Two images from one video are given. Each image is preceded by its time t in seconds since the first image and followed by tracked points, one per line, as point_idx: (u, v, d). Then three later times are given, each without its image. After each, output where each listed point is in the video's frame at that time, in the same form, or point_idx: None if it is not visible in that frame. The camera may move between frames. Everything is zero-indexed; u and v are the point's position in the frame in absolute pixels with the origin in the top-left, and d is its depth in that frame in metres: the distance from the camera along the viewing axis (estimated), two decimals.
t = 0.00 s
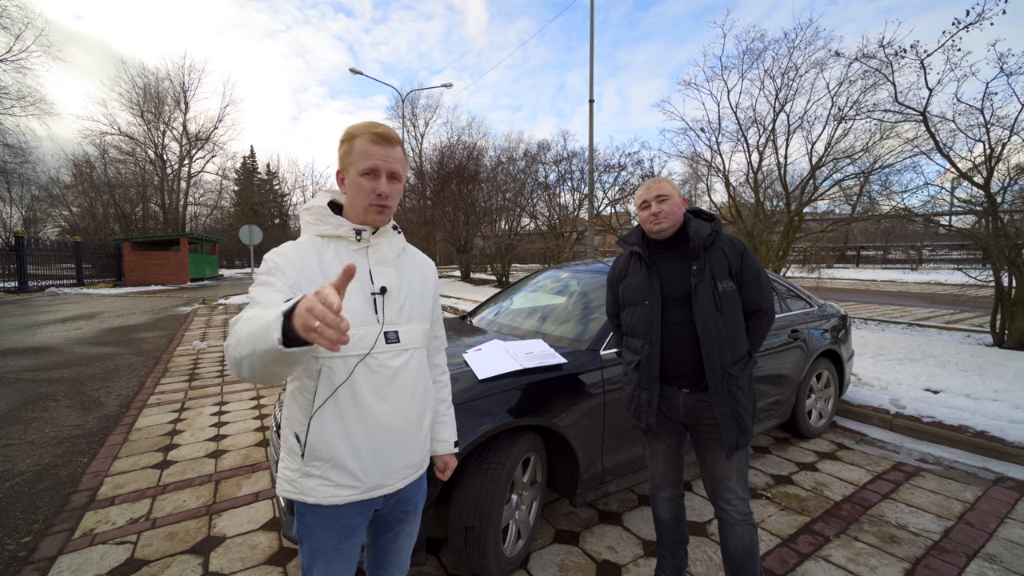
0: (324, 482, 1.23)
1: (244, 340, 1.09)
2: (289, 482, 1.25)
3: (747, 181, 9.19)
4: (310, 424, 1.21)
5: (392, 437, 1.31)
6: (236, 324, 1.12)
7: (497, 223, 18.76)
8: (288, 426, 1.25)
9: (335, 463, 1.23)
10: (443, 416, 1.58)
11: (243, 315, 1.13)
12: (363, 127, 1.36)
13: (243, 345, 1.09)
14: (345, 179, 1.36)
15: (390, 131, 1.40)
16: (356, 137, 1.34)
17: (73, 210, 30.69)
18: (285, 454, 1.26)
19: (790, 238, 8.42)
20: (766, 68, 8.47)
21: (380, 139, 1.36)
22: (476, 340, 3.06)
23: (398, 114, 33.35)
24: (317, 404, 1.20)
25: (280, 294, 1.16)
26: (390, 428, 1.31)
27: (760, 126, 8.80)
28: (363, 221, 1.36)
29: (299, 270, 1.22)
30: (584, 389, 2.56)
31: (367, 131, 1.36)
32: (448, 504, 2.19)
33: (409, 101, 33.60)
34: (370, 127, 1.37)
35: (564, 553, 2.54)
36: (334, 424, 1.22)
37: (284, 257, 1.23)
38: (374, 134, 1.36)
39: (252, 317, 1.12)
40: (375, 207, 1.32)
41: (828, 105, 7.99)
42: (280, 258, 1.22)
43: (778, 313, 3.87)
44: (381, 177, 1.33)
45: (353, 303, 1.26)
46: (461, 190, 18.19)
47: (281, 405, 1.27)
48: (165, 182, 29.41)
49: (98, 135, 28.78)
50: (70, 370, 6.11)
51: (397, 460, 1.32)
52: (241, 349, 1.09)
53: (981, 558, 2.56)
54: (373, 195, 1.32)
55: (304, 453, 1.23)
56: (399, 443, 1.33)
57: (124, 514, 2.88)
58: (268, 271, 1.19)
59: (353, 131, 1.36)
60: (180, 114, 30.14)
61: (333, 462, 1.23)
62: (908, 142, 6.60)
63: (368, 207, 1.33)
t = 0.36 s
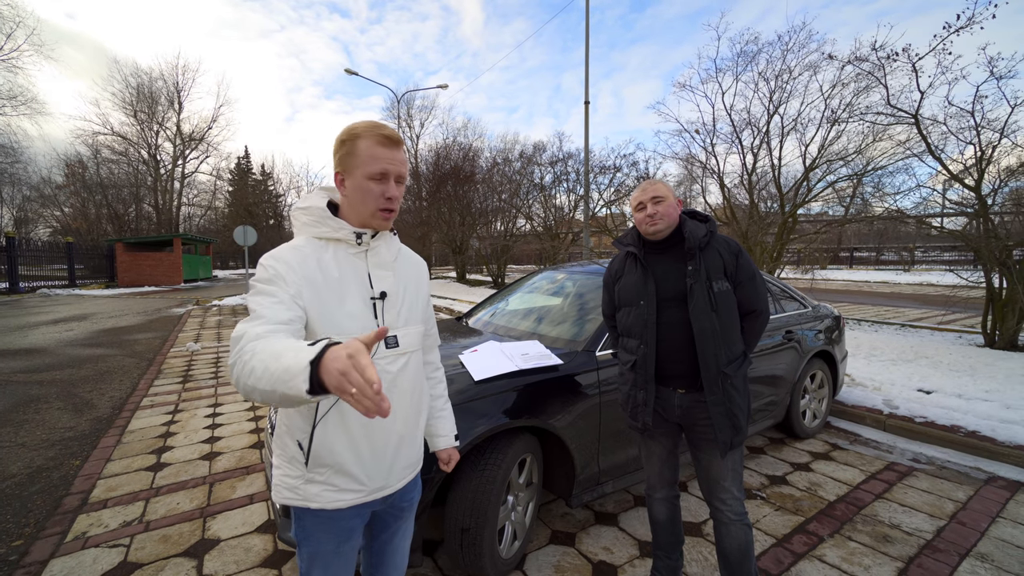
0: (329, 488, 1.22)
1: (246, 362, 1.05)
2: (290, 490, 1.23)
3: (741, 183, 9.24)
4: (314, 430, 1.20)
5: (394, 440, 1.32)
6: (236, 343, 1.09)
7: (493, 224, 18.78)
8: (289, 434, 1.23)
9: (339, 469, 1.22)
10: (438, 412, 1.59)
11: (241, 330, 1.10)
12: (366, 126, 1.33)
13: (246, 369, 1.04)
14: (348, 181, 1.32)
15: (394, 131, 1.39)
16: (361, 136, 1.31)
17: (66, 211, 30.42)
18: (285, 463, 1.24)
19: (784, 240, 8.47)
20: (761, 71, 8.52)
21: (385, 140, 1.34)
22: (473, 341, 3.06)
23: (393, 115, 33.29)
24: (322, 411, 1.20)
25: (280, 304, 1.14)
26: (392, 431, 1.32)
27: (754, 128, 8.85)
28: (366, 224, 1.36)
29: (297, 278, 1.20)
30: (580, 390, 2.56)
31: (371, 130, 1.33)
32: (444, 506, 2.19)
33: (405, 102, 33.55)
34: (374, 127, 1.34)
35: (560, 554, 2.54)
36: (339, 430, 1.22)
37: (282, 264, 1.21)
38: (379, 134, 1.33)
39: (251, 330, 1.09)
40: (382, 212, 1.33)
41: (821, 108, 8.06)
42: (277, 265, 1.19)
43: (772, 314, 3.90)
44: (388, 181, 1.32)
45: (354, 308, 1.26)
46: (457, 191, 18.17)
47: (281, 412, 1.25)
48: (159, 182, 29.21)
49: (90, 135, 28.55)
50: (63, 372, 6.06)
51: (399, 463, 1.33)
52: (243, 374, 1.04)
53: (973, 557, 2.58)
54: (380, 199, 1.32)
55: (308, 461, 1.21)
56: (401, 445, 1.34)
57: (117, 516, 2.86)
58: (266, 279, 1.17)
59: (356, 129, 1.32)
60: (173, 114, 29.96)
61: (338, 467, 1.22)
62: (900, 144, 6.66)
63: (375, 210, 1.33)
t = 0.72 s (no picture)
0: (383, 479, 1.27)
1: (363, 359, 1.04)
2: (337, 493, 1.21)
3: (738, 184, 9.27)
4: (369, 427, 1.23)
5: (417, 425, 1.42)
6: (335, 355, 1.04)
7: (489, 225, 18.77)
8: (332, 441, 1.19)
9: (389, 458, 1.28)
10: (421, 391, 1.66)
11: (323, 342, 1.05)
12: (364, 122, 1.30)
13: (367, 367, 1.04)
14: (350, 180, 1.28)
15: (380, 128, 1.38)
16: (361, 134, 1.28)
17: (61, 212, 30.26)
18: (328, 472, 1.20)
19: (780, 241, 8.50)
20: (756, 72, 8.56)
21: (380, 138, 1.33)
22: (470, 341, 3.06)
23: (390, 116, 33.25)
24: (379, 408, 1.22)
25: (338, 309, 1.12)
26: (415, 416, 1.41)
27: (750, 130, 8.88)
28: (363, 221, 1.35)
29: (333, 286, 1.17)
30: (577, 391, 2.56)
31: (367, 127, 1.31)
32: (441, 507, 2.19)
33: (401, 103, 33.51)
34: (367, 123, 1.32)
35: (558, 556, 2.54)
36: (385, 422, 1.28)
37: (312, 273, 1.14)
38: (377, 132, 1.32)
39: (333, 336, 1.06)
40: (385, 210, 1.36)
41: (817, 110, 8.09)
42: (310, 275, 1.13)
43: (769, 315, 3.91)
44: (390, 180, 1.34)
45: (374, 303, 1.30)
46: (454, 192, 18.15)
47: (310, 423, 1.19)
48: (154, 183, 29.09)
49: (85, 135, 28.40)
50: (57, 373, 6.02)
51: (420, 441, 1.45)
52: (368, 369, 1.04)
53: (968, 557, 2.59)
54: (385, 197, 1.34)
55: (364, 460, 1.23)
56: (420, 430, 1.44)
57: (112, 519, 2.83)
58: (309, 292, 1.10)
59: (352, 125, 1.27)
60: (169, 115, 29.84)
61: (390, 457, 1.29)
62: (894, 146, 6.70)
63: (379, 209, 1.34)
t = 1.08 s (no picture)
0: (394, 474, 1.31)
1: (400, 378, 1.14)
2: (354, 494, 1.21)
3: (736, 184, 9.29)
4: (386, 427, 1.27)
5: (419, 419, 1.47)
6: (374, 374, 1.11)
7: (488, 224, 18.76)
8: (350, 445, 1.20)
9: (400, 454, 1.33)
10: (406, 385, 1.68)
11: (358, 363, 1.10)
12: (355, 128, 1.30)
13: (404, 385, 1.15)
14: (343, 186, 1.28)
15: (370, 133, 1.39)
16: (353, 139, 1.28)
17: (57, 211, 30.13)
18: (344, 475, 1.20)
19: (778, 240, 8.52)
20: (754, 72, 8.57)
21: (371, 143, 1.34)
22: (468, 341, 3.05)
23: (388, 116, 33.21)
24: (396, 410, 1.26)
25: (361, 327, 1.16)
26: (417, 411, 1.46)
27: (748, 129, 8.90)
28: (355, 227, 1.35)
29: (351, 301, 1.19)
30: (576, 390, 2.56)
31: (358, 131, 1.31)
32: (440, 507, 2.18)
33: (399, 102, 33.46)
34: (357, 128, 1.32)
35: (556, 555, 2.54)
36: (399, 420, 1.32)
37: (328, 290, 1.15)
38: (367, 137, 1.32)
39: (369, 356, 1.12)
40: (377, 215, 1.37)
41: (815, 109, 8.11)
42: (327, 293, 1.14)
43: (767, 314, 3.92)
44: (382, 186, 1.35)
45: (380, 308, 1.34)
46: (452, 191, 18.12)
47: (328, 428, 1.18)
48: (151, 182, 29.00)
49: (82, 134, 28.30)
50: (53, 373, 5.98)
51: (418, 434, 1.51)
52: (406, 389, 1.16)
53: (965, 556, 2.60)
54: (377, 203, 1.35)
55: (380, 459, 1.26)
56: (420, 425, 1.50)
57: (108, 519, 2.82)
58: (334, 312, 1.12)
59: (345, 131, 1.27)
60: (166, 114, 29.74)
61: (401, 452, 1.33)
62: (892, 146, 6.72)
63: (372, 215, 1.35)
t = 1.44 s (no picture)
0: (388, 473, 1.31)
1: (396, 378, 1.14)
2: (349, 493, 1.21)
3: (734, 184, 9.31)
4: (381, 427, 1.28)
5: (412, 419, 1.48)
6: (371, 375, 1.11)
7: (486, 224, 18.77)
8: (345, 445, 1.20)
9: (394, 453, 1.34)
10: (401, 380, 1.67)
11: (356, 363, 1.10)
12: (355, 128, 1.30)
13: (401, 386, 1.15)
14: (341, 186, 1.27)
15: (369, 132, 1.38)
16: (352, 139, 1.28)
17: (53, 211, 30.01)
18: (339, 475, 1.20)
19: (776, 240, 8.55)
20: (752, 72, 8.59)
21: (370, 143, 1.34)
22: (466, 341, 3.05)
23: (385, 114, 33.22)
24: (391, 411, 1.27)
25: (361, 327, 1.16)
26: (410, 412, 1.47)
27: (746, 129, 8.92)
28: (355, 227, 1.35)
29: (350, 302, 1.18)
30: (575, 390, 2.56)
31: (358, 131, 1.31)
32: (438, 508, 2.18)
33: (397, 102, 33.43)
34: (356, 128, 1.31)
35: (554, 555, 2.54)
36: (393, 421, 1.33)
37: (329, 291, 1.15)
38: (366, 136, 1.32)
39: (368, 357, 1.12)
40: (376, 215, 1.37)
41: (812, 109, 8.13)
42: (327, 293, 1.13)
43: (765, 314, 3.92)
44: (381, 186, 1.35)
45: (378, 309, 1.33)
46: (450, 191, 18.06)
47: (325, 426, 1.17)
48: (148, 183, 28.90)
49: (78, 134, 28.18)
50: (50, 374, 5.96)
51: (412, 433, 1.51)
52: (403, 390, 1.16)
53: (963, 554, 2.61)
54: (377, 202, 1.35)
55: (374, 458, 1.26)
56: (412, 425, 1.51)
57: (105, 521, 2.81)
58: (334, 313, 1.12)
59: (344, 131, 1.27)
60: (163, 114, 29.64)
61: (395, 453, 1.34)
62: (889, 146, 6.74)
63: (370, 215, 1.35)
